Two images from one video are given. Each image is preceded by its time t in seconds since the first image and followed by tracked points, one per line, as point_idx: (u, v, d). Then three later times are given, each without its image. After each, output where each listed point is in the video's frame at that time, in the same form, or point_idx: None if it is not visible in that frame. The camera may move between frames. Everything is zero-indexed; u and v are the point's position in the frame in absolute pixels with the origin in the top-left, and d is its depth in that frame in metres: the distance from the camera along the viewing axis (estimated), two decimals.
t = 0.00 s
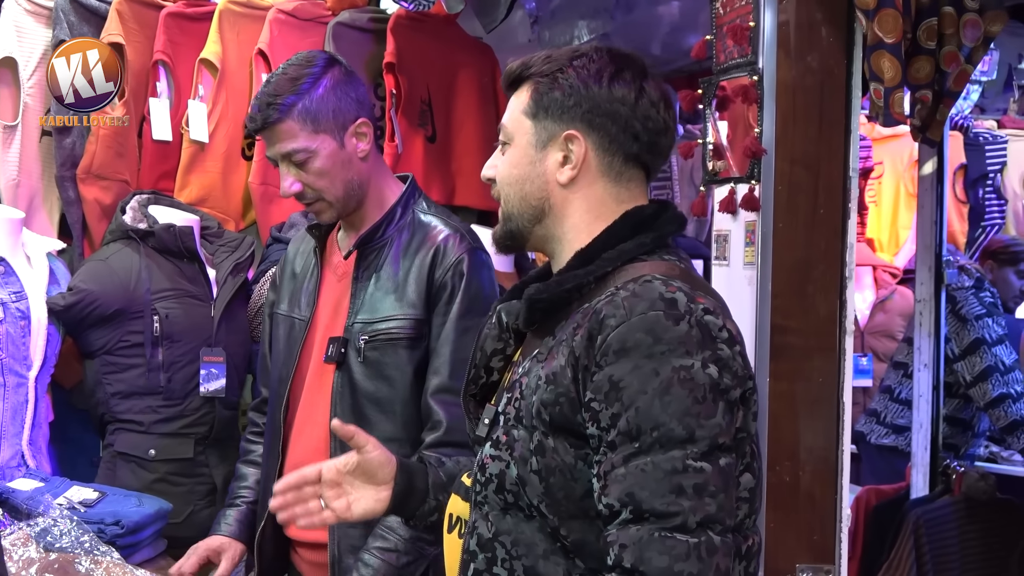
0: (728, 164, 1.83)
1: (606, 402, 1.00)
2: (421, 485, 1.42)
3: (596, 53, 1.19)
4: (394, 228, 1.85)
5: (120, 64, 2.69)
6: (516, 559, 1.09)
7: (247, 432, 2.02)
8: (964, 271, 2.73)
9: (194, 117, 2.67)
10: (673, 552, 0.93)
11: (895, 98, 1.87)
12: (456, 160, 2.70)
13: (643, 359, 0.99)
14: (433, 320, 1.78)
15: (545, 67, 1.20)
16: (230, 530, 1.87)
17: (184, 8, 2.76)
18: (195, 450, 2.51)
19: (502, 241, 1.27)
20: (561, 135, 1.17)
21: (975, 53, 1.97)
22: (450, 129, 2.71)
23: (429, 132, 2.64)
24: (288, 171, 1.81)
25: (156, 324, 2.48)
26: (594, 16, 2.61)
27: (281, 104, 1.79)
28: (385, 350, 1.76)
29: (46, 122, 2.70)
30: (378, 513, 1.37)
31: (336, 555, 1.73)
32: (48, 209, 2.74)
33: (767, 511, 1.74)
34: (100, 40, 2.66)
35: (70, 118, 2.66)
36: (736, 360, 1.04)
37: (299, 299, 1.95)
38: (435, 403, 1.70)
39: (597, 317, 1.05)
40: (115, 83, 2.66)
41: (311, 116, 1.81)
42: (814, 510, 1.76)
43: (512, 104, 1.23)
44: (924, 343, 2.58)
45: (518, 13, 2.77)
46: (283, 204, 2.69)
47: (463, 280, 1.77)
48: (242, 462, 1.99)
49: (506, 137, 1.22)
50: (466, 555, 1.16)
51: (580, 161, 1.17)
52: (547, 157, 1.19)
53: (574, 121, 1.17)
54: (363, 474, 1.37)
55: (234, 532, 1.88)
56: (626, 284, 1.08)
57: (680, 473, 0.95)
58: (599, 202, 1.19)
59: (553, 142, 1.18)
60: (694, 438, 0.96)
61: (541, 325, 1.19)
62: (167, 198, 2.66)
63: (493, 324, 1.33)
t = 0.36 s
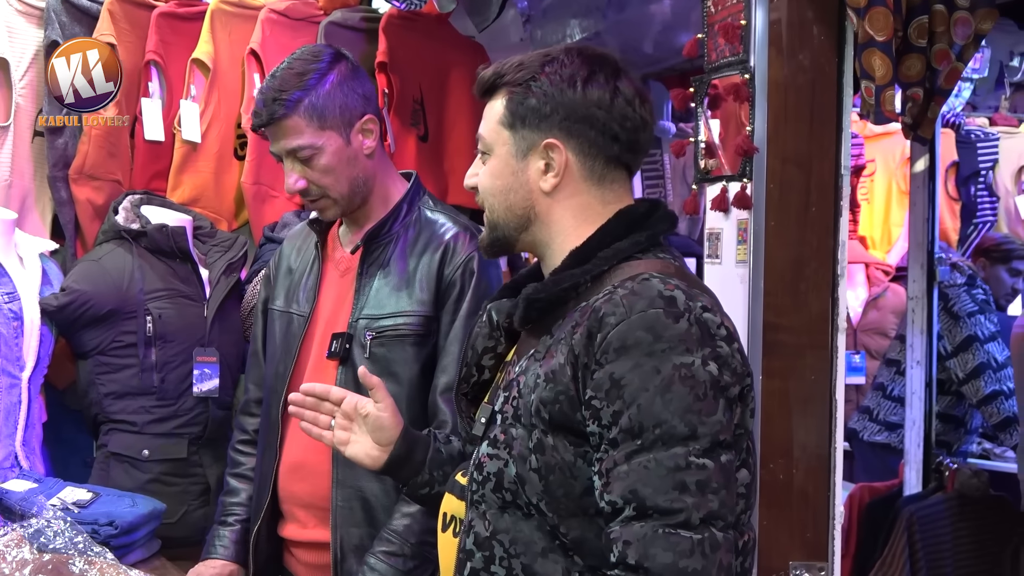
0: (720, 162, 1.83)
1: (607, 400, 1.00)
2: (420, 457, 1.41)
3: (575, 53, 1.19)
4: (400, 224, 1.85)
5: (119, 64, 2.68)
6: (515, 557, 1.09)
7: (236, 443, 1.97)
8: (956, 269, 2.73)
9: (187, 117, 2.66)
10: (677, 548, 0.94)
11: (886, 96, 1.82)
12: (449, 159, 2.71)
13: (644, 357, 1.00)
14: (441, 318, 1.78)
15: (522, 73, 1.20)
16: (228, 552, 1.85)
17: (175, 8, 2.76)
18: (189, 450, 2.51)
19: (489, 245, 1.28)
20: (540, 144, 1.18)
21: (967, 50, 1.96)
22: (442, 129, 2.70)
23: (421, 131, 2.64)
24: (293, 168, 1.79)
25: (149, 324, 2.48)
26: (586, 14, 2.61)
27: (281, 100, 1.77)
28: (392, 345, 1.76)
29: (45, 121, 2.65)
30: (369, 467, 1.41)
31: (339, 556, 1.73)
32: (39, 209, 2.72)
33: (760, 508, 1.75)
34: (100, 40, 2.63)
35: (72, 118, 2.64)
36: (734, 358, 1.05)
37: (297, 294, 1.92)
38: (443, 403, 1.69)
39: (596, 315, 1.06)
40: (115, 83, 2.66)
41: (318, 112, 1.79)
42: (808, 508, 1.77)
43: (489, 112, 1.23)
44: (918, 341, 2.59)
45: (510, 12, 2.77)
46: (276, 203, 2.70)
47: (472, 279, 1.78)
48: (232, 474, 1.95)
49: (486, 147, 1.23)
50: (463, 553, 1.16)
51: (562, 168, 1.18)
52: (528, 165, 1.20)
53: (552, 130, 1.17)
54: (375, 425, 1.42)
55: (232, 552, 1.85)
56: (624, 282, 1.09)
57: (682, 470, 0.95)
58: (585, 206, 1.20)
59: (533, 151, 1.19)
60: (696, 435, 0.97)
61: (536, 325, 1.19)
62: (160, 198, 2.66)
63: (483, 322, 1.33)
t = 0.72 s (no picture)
0: (712, 162, 1.84)
1: (599, 398, 1.01)
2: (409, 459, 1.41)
3: (571, 52, 1.20)
4: (403, 230, 1.83)
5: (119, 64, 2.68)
6: (506, 557, 1.09)
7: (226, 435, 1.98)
8: (948, 267, 2.79)
9: (178, 118, 2.66)
10: (670, 546, 0.94)
11: (877, 95, 1.87)
12: (441, 160, 2.70)
13: (635, 356, 1.00)
14: (446, 327, 1.76)
15: (521, 70, 1.21)
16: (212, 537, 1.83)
17: (167, 9, 2.74)
18: (182, 451, 2.50)
19: (483, 243, 1.28)
20: (537, 140, 1.19)
21: (958, 49, 1.97)
22: (435, 130, 2.71)
23: (414, 131, 2.65)
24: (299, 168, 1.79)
25: (141, 325, 2.48)
26: (578, 14, 2.61)
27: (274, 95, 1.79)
28: (395, 355, 1.73)
29: (46, 121, 2.65)
30: (359, 468, 1.41)
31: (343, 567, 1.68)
32: (32, 211, 2.72)
33: (753, 507, 1.76)
34: (100, 40, 2.63)
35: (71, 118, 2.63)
36: (725, 356, 1.06)
37: (297, 299, 1.89)
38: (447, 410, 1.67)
39: (588, 314, 1.07)
40: (114, 83, 2.67)
41: (328, 113, 1.79)
42: (801, 506, 1.78)
43: (488, 108, 1.24)
44: (910, 339, 2.61)
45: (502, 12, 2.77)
46: (268, 204, 2.70)
47: (478, 289, 1.76)
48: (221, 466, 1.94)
49: (483, 141, 1.24)
50: (454, 554, 1.16)
51: (558, 165, 1.18)
52: (524, 161, 1.20)
53: (549, 126, 1.18)
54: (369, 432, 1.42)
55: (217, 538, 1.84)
56: (614, 282, 1.10)
57: (675, 468, 0.96)
58: (578, 205, 1.20)
59: (530, 147, 1.19)
60: (688, 433, 0.98)
61: (527, 325, 1.20)
62: (152, 199, 2.65)
63: (473, 323, 1.34)
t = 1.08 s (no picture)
0: (705, 160, 1.83)
1: (589, 396, 1.01)
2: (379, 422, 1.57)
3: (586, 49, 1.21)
4: (400, 232, 1.82)
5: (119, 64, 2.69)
6: (497, 555, 1.10)
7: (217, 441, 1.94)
8: (941, 265, 2.80)
9: (171, 117, 2.65)
10: (660, 544, 0.95)
11: (870, 92, 1.92)
12: (435, 159, 2.69)
13: (625, 353, 1.01)
14: (445, 330, 1.76)
15: (536, 61, 1.21)
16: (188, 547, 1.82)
17: (159, 9, 2.74)
18: (175, 451, 2.50)
19: (476, 225, 1.28)
20: (544, 127, 1.19)
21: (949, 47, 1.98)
22: (428, 128, 2.71)
23: (407, 130, 2.66)
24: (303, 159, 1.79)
25: (135, 325, 2.47)
26: (571, 13, 2.62)
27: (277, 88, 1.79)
28: (395, 358, 1.73)
29: (46, 121, 2.65)
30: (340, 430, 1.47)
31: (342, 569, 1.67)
32: (25, 211, 2.71)
33: (747, 505, 1.77)
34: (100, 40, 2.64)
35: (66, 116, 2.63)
36: (716, 353, 1.06)
37: (289, 300, 1.86)
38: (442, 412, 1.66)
39: (579, 311, 1.07)
40: (114, 83, 2.67)
41: (341, 104, 1.80)
42: (795, 503, 1.79)
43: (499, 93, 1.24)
44: (904, 337, 2.60)
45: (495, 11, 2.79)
46: (261, 204, 2.69)
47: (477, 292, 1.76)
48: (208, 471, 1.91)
49: (491, 125, 1.24)
50: (446, 552, 1.17)
51: (562, 154, 1.19)
52: (529, 147, 1.20)
53: (558, 114, 1.18)
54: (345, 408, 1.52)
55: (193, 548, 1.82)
56: (605, 279, 1.10)
57: (665, 466, 0.97)
58: (576, 197, 1.21)
59: (536, 133, 1.20)
60: (678, 431, 0.98)
61: (518, 322, 1.20)
62: (145, 198, 2.64)
63: (466, 321, 1.34)
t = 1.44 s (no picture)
0: (706, 162, 1.84)
1: (593, 401, 1.01)
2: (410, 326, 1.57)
3: (559, 53, 1.23)
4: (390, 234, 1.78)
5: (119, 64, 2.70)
6: (500, 559, 1.10)
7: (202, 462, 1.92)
8: (943, 264, 2.79)
9: (172, 122, 2.64)
10: (663, 549, 0.95)
11: (870, 93, 1.94)
12: (436, 163, 2.69)
13: (630, 358, 1.01)
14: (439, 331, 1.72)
15: (510, 73, 1.24)
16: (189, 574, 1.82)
17: (159, 14, 2.74)
18: (179, 456, 2.51)
19: (480, 245, 1.29)
20: (532, 133, 1.20)
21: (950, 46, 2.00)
22: (429, 131, 2.71)
23: (409, 133, 2.65)
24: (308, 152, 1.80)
25: (138, 330, 2.49)
26: (570, 14, 2.59)
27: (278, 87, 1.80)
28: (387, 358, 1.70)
29: (46, 122, 2.65)
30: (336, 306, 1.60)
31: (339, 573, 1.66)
32: (27, 217, 2.71)
33: (751, 505, 1.77)
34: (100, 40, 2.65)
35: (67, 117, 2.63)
36: (721, 359, 1.06)
37: (278, 305, 1.84)
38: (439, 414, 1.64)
39: (582, 316, 1.07)
40: (114, 83, 2.68)
41: (348, 101, 1.81)
42: (798, 504, 1.78)
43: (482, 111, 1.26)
44: (907, 337, 2.60)
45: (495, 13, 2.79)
46: (263, 208, 2.70)
47: (470, 291, 1.73)
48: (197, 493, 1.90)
49: (479, 144, 1.25)
50: (449, 555, 1.17)
51: (554, 157, 1.19)
52: (520, 156, 1.21)
53: (543, 118, 1.19)
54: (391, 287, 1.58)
55: None
56: (610, 284, 1.10)
57: (668, 472, 0.97)
58: (575, 198, 1.20)
59: (525, 141, 1.20)
60: (682, 437, 0.98)
61: (522, 326, 1.21)
62: (147, 204, 2.65)
63: (472, 323, 1.34)
